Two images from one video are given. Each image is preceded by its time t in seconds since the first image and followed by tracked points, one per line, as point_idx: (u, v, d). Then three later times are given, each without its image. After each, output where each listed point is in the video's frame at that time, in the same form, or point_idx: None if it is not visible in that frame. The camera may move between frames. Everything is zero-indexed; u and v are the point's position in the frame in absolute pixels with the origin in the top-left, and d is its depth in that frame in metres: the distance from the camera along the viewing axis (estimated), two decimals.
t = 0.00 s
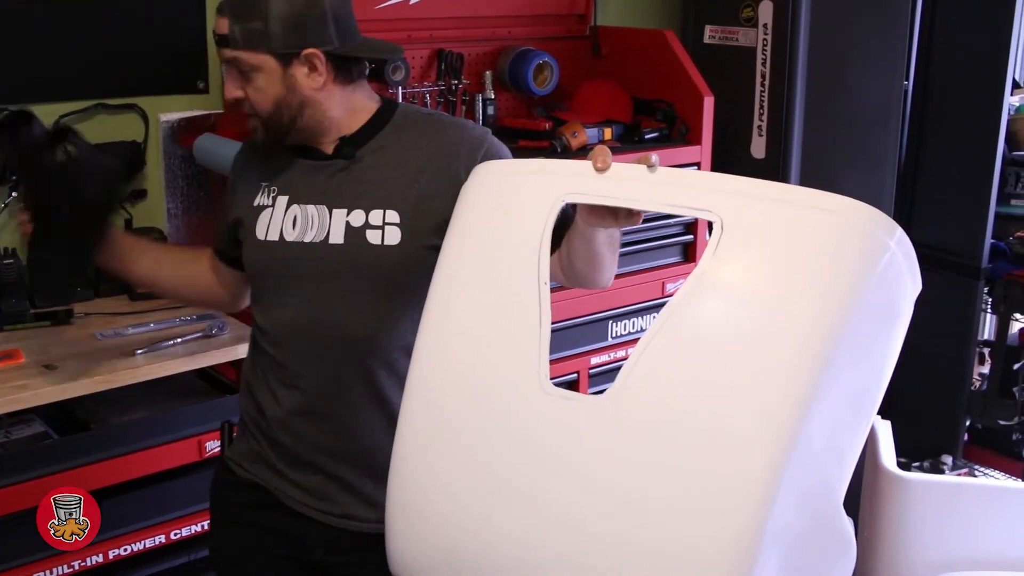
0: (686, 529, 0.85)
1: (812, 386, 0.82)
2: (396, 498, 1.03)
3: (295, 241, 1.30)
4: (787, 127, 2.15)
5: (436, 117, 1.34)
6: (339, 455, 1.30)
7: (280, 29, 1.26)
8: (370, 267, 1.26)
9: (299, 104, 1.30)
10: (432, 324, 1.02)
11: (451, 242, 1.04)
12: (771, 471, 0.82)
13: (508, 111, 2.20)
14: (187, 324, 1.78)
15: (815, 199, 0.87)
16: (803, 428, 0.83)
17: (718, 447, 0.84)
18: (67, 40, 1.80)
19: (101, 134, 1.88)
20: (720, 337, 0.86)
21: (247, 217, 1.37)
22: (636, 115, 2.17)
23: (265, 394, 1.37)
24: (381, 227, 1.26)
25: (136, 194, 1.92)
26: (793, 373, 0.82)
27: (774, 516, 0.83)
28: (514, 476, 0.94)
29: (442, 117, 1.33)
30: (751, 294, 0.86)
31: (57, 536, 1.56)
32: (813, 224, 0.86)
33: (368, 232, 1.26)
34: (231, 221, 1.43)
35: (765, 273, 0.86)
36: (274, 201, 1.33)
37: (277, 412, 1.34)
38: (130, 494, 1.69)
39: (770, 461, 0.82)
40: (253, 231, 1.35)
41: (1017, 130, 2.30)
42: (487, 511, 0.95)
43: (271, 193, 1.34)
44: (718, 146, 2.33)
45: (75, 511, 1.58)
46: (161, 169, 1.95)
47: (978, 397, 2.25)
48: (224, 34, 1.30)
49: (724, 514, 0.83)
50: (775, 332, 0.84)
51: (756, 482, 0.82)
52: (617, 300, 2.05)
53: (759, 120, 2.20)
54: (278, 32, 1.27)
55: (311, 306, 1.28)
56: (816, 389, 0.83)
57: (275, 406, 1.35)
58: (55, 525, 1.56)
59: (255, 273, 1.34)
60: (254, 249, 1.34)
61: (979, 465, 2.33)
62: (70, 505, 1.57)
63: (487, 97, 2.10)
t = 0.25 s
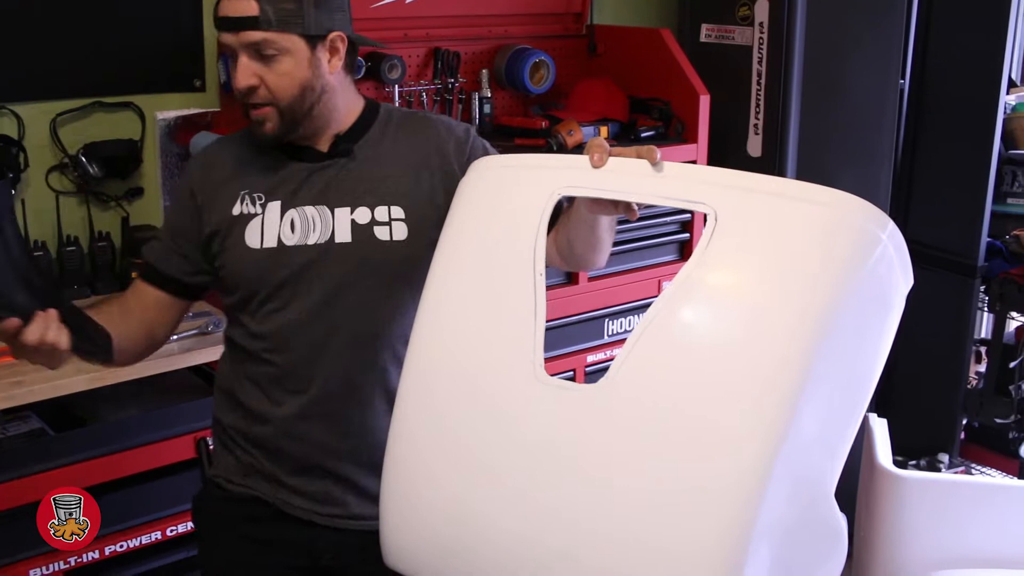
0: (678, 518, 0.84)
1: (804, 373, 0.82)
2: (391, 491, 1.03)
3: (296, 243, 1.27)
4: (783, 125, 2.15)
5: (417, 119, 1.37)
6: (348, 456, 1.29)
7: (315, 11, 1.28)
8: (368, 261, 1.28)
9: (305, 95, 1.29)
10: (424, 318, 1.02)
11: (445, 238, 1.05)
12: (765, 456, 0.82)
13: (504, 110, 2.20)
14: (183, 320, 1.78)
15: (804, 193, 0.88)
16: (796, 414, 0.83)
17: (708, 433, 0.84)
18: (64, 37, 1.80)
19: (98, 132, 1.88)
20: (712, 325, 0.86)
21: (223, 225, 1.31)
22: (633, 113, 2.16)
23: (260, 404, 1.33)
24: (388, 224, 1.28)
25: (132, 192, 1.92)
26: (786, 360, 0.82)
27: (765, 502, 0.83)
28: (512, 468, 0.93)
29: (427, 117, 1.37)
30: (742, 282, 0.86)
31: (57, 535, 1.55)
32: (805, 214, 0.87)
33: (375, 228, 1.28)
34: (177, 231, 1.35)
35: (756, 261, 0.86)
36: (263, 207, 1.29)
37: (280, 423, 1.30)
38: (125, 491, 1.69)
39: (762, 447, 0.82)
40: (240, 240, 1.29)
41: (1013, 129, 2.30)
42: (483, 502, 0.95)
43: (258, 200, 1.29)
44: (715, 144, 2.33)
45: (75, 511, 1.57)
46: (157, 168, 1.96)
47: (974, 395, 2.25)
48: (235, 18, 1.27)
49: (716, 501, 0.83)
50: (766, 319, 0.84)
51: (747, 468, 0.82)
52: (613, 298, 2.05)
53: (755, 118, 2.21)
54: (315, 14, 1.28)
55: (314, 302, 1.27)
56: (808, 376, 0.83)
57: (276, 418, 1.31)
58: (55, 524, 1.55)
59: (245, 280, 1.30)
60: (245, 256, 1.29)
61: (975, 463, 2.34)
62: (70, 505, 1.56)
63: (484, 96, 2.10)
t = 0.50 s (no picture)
0: (670, 520, 0.85)
1: (797, 376, 0.82)
2: (387, 494, 1.03)
3: (291, 244, 1.26)
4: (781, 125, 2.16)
5: (371, 113, 1.42)
6: (347, 467, 1.29)
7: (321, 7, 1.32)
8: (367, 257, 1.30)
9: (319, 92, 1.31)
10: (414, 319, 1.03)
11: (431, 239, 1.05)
12: (757, 459, 0.82)
13: (502, 109, 2.21)
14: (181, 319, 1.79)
15: (799, 193, 0.88)
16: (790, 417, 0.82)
17: (703, 435, 0.84)
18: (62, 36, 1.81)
19: (97, 131, 1.89)
20: (706, 328, 0.86)
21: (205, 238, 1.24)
22: (631, 113, 2.16)
23: (253, 421, 1.28)
24: (374, 217, 1.32)
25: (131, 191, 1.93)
26: (778, 363, 0.82)
27: (758, 505, 0.83)
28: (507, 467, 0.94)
29: (386, 112, 1.42)
30: (738, 285, 0.86)
31: (57, 536, 1.57)
32: (801, 216, 0.86)
33: (365, 223, 1.31)
34: (153, 242, 1.19)
35: (752, 264, 0.86)
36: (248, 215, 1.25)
37: (284, 441, 1.27)
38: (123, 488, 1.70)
39: (755, 449, 0.82)
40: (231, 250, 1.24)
41: (1012, 128, 2.31)
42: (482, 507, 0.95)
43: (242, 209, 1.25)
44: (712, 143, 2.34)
45: (75, 513, 1.60)
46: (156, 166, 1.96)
47: (973, 395, 2.26)
48: (269, 12, 1.25)
49: (709, 504, 0.83)
50: (761, 322, 0.84)
51: (740, 471, 0.82)
52: (611, 297, 2.06)
53: (753, 117, 2.21)
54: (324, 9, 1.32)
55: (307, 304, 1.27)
56: (802, 379, 0.82)
57: (279, 436, 1.27)
58: (56, 525, 1.57)
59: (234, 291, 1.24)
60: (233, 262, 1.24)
61: (973, 462, 2.34)
62: (70, 505, 1.59)
63: (482, 95, 2.11)
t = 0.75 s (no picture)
0: (671, 521, 0.84)
1: (802, 375, 0.82)
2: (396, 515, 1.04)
3: (302, 265, 1.27)
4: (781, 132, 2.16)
5: (329, 119, 1.43)
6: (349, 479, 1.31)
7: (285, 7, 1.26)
8: (360, 264, 1.33)
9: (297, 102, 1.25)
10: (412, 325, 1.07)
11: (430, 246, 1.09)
12: (761, 459, 0.81)
13: (503, 115, 2.21)
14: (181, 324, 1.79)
15: (799, 201, 0.88)
16: (794, 417, 0.82)
17: (706, 436, 0.83)
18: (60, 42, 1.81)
19: (98, 136, 1.88)
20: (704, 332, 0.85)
21: (221, 266, 1.20)
22: (631, 119, 2.17)
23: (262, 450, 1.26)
24: (362, 225, 1.34)
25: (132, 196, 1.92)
26: (784, 362, 0.81)
27: (758, 513, 0.82)
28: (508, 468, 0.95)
29: (333, 118, 1.43)
30: (742, 285, 0.85)
31: (56, 537, 1.58)
32: (805, 221, 0.87)
33: (356, 232, 1.33)
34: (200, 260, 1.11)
35: (756, 265, 0.86)
36: (255, 241, 1.23)
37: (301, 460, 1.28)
38: (122, 495, 1.70)
39: (759, 449, 0.81)
40: (244, 278, 1.21)
41: (1013, 134, 2.31)
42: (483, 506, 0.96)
43: (249, 234, 1.23)
44: (713, 148, 2.34)
45: (75, 512, 1.60)
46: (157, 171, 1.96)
47: (974, 402, 2.25)
48: (254, 22, 1.17)
49: (712, 505, 0.82)
50: (766, 322, 0.83)
51: (743, 471, 0.81)
52: (611, 303, 2.06)
53: (753, 123, 2.21)
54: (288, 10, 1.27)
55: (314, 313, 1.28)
56: (806, 379, 0.82)
57: (296, 457, 1.27)
58: (55, 526, 1.57)
59: (252, 321, 1.23)
60: (250, 289, 1.22)
61: (974, 469, 2.34)
62: (70, 506, 1.59)
63: (483, 101, 2.11)
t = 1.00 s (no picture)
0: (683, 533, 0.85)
1: (808, 387, 0.84)
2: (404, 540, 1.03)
3: (322, 291, 1.28)
4: (784, 149, 2.16)
5: (320, 134, 1.42)
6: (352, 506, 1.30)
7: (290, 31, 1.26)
8: (372, 282, 1.34)
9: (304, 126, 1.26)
10: (421, 344, 1.10)
11: (437, 266, 1.12)
12: (769, 469, 0.83)
13: (505, 133, 2.21)
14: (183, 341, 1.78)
15: (802, 215, 0.90)
16: (802, 428, 0.84)
17: (716, 448, 0.85)
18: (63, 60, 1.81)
19: (101, 154, 1.88)
20: (713, 348, 0.88)
21: (252, 299, 1.20)
22: (633, 137, 2.17)
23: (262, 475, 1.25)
24: (367, 244, 1.35)
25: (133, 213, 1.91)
26: (790, 375, 0.84)
27: (769, 525, 0.83)
28: (520, 486, 0.95)
29: (321, 135, 1.42)
30: (749, 304, 0.88)
31: (57, 535, 1.54)
32: (808, 238, 0.89)
33: (363, 251, 1.34)
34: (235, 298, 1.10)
35: (763, 284, 0.88)
36: (283, 271, 1.24)
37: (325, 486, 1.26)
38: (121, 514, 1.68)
39: (768, 460, 0.83)
40: (274, 308, 1.22)
41: (1014, 152, 2.31)
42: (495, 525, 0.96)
43: (273, 263, 1.23)
44: (715, 167, 2.34)
45: (75, 511, 1.57)
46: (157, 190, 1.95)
47: (977, 420, 2.25)
48: (270, 48, 1.16)
49: (722, 516, 0.84)
50: (774, 340, 0.86)
51: (754, 485, 0.83)
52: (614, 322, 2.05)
53: (755, 141, 2.21)
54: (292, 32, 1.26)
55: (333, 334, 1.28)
56: (812, 391, 0.84)
57: (321, 484, 1.26)
58: (55, 524, 1.54)
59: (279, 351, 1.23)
60: (278, 321, 1.22)
61: (978, 488, 2.32)
62: (70, 505, 1.56)
63: (485, 119, 2.11)
